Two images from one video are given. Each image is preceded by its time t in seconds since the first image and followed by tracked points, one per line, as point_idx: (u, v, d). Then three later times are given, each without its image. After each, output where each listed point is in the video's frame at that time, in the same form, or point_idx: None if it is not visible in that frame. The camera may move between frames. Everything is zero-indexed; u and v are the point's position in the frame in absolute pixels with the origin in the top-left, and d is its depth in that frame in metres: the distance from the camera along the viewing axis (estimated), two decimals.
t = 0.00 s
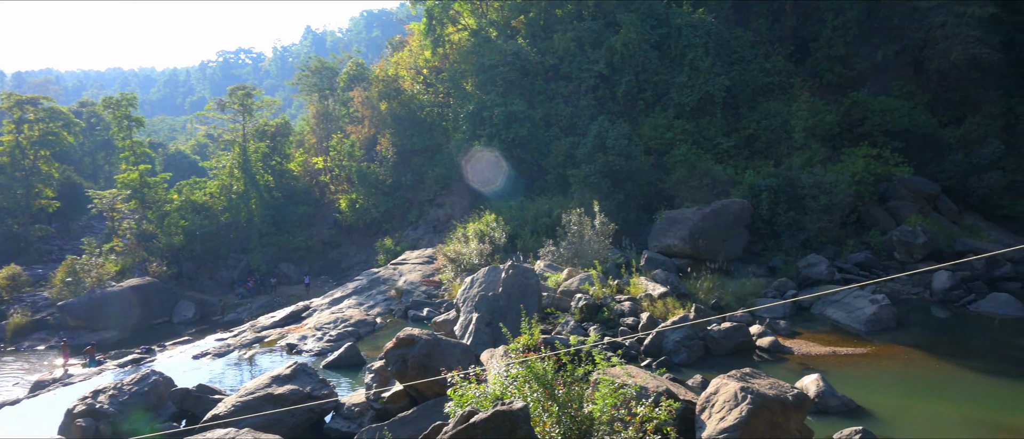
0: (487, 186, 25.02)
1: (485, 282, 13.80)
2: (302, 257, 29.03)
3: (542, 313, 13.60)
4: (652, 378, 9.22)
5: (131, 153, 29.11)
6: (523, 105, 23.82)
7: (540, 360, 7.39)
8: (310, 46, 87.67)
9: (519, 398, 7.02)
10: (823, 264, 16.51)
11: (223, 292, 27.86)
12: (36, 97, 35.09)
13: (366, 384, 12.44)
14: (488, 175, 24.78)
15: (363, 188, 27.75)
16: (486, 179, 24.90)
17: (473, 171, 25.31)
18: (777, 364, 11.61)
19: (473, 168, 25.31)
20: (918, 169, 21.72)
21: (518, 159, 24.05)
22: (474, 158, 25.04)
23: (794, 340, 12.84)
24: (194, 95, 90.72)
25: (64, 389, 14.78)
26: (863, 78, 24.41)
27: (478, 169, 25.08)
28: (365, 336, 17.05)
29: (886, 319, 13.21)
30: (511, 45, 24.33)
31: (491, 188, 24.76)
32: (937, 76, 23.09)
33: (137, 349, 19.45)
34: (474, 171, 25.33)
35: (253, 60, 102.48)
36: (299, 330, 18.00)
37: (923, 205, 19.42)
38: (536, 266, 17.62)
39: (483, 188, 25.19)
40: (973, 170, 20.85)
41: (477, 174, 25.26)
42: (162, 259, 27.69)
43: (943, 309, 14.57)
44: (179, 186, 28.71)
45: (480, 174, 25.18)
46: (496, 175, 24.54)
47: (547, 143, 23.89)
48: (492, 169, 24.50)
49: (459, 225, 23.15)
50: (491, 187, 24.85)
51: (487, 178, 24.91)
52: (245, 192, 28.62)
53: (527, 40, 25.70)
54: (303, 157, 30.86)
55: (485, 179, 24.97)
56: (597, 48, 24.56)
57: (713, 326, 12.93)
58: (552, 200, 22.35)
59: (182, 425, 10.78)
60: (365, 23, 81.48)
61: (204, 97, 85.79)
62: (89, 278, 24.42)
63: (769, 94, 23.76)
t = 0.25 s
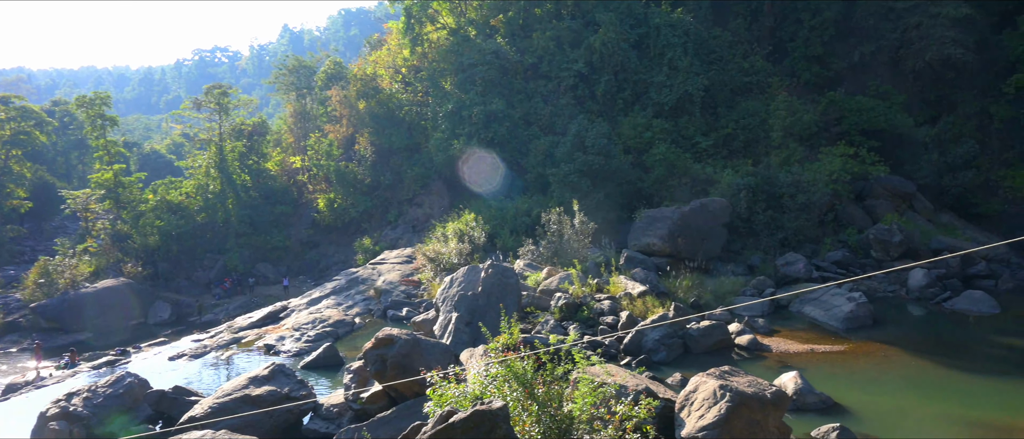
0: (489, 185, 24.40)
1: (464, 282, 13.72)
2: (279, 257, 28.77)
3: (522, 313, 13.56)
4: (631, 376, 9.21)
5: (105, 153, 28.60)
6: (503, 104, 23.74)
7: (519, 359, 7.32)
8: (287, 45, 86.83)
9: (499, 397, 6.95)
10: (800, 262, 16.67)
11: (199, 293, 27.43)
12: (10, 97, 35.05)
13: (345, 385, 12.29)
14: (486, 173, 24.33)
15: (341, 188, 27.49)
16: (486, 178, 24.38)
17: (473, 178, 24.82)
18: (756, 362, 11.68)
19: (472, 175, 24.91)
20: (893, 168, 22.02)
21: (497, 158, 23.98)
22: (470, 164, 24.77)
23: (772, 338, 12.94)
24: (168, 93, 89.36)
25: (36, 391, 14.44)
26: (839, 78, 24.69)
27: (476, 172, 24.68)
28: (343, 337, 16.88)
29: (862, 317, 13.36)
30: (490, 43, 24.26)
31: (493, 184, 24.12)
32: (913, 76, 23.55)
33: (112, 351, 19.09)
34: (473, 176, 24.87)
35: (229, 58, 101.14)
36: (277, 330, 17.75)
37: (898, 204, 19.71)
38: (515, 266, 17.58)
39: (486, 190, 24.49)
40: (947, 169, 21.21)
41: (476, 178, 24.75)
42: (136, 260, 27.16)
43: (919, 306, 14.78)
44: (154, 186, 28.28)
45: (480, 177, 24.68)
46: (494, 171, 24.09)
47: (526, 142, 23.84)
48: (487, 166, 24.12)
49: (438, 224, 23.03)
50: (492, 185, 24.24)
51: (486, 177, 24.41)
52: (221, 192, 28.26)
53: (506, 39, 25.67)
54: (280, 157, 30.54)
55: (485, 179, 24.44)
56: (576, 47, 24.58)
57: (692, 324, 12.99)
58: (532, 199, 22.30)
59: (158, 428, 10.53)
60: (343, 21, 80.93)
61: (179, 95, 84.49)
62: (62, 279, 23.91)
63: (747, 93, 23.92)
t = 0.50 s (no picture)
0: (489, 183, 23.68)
1: (446, 282, 13.64)
2: (260, 258, 28.64)
3: (505, 313, 13.51)
4: (614, 375, 9.20)
5: (82, 152, 28.09)
6: (485, 103, 23.63)
7: (502, 358, 7.27)
8: (268, 43, 85.99)
9: (482, 397, 6.90)
10: (782, 261, 16.78)
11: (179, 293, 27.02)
12: None
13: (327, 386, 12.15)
14: (483, 172, 23.87)
15: (323, 187, 27.26)
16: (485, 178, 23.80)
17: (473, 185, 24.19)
18: (738, 360, 11.72)
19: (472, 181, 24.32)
20: (873, 168, 22.25)
21: (480, 157, 23.89)
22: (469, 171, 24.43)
23: (754, 337, 13.01)
24: (146, 92, 88.11)
25: (12, 394, 14.12)
26: (820, 78, 24.91)
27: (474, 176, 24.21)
28: (325, 337, 16.71)
29: (843, 315, 13.47)
30: (473, 43, 24.20)
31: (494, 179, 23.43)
32: (892, 76, 23.82)
33: (89, 353, 18.75)
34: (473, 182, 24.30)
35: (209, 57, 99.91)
36: (258, 331, 17.53)
37: (878, 203, 19.93)
38: (498, 265, 17.53)
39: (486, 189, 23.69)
40: (927, 169, 21.53)
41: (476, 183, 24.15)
42: (115, 260, 26.80)
43: (899, 305, 14.93)
44: (133, 186, 27.85)
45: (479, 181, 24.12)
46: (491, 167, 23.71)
47: (508, 141, 23.77)
48: (483, 163, 23.81)
49: (420, 223, 22.91)
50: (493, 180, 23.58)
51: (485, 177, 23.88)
52: (201, 191, 27.88)
53: (488, 38, 25.65)
54: (261, 156, 30.25)
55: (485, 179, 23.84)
56: (558, 46, 24.58)
57: (675, 323, 13.01)
58: (514, 198, 22.23)
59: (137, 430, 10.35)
60: (324, 20, 80.37)
61: (158, 94, 83.36)
62: (38, 280, 23.45)
63: (728, 93, 24.09)
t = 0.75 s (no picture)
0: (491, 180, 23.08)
1: (426, 282, 13.54)
2: (238, 257, 28.17)
3: (485, 312, 13.45)
4: (594, 374, 9.19)
5: (56, 151, 27.49)
6: (465, 102, 23.48)
7: (483, 358, 7.20)
8: (245, 41, 85.00)
9: (462, 397, 6.83)
10: (761, 260, 16.92)
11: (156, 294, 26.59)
12: None
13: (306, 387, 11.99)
14: (481, 170, 23.47)
15: (301, 187, 27.01)
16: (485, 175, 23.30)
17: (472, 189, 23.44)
18: (718, 359, 11.77)
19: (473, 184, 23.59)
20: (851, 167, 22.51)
21: (459, 158, 23.80)
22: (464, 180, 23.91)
23: (734, 335, 13.08)
24: (120, 90, 86.63)
25: None
26: (799, 78, 25.16)
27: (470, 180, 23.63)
28: (304, 338, 16.53)
29: (822, 313, 13.60)
30: (453, 42, 24.10)
31: (494, 172, 22.97)
32: (869, 76, 24.10)
33: (63, 355, 18.36)
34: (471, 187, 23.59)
35: (185, 55, 98.57)
36: (236, 332, 17.26)
37: (856, 201, 20.17)
38: (478, 265, 17.45)
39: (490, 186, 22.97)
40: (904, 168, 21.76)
41: (475, 186, 23.48)
42: (90, 261, 26.28)
43: (877, 303, 15.12)
44: (108, 186, 27.33)
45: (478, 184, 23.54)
46: (487, 163, 23.40)
47: (488, 141, 23.65)
48: (478, 161, 23.56)
49: (400, 223, 22.76)
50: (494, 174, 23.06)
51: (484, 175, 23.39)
52: (178, 191, 27.43)
53: (468, 38, 25.59)
54: (238, 156, 29.88)
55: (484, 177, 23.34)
56: (539, 45, 24.56)
57: (656, 322, 13.05)
58: (494, 198, 22.13)
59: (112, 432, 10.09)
60: (302, 18, 79.66)
61: (134, 92, 81.98)
62: (10, 281, 22.90)
63: (708, 93, 24.30)
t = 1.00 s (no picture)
0: (491, 174, 22.48)
1: (410, 282, 13.45)
2: (219, 258, 27.83)
3: (469, 312, 13.40)
4: (578, 373, 9.17)
5: (33, 150, 26.98)
6: (449, 102, 23.36)
7: (467, 358, 7.15)
8: (226, 40, 84.15)
9: (446, 398, 6.78)
10: (744, 259, 17.02)
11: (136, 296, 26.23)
12: None
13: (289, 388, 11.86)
14: (478, 169, 22.97)
15: (283, 187, 26.83)
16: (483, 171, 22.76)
17: (473, 187, 22.63)
18: (702, 357, 11.81)
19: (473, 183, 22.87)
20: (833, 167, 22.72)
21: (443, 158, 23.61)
22: (464, 186, 23.20)
23: (717, 334, 13.14)
24: (98, 89, 85.36)
25: None
26: (782, 78, 25.28)
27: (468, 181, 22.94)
28: (287, 339, 16.36)
29: (804, 312, 13.71)
30: (436, 41, 24.00)
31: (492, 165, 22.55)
32: (851, 76, 24.34)
33: (41, 357, 18.04)
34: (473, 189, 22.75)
35: (165, 54, 97.33)
36: (218, 333, 17.03)
37: (838, 201, 20.35)
38: (462, 265, 17.37)
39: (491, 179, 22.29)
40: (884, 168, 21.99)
41: (475, 185, 22.73)
42: (68, 262, 25.84)
43: (858, 301, 15.26)
44: (86, 185, 26.86)
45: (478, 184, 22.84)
46: (482, 160, 23.05)
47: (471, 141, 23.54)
48: (475, 161, 23.20)
49: (384, 223, 22.61)
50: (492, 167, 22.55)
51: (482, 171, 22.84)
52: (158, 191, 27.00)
53: (451, 37, 25.52)
54: (220, 155, 29.56)
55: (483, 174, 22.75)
56: (523, 45, 24.62)
57: (640, 321, 13.07)
58: (478, 197, 22.02)
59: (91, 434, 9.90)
60: (284, 17, 79.06)
61: (112, 91, 80.81)
62: None
63: (691, 93, 24.51)
